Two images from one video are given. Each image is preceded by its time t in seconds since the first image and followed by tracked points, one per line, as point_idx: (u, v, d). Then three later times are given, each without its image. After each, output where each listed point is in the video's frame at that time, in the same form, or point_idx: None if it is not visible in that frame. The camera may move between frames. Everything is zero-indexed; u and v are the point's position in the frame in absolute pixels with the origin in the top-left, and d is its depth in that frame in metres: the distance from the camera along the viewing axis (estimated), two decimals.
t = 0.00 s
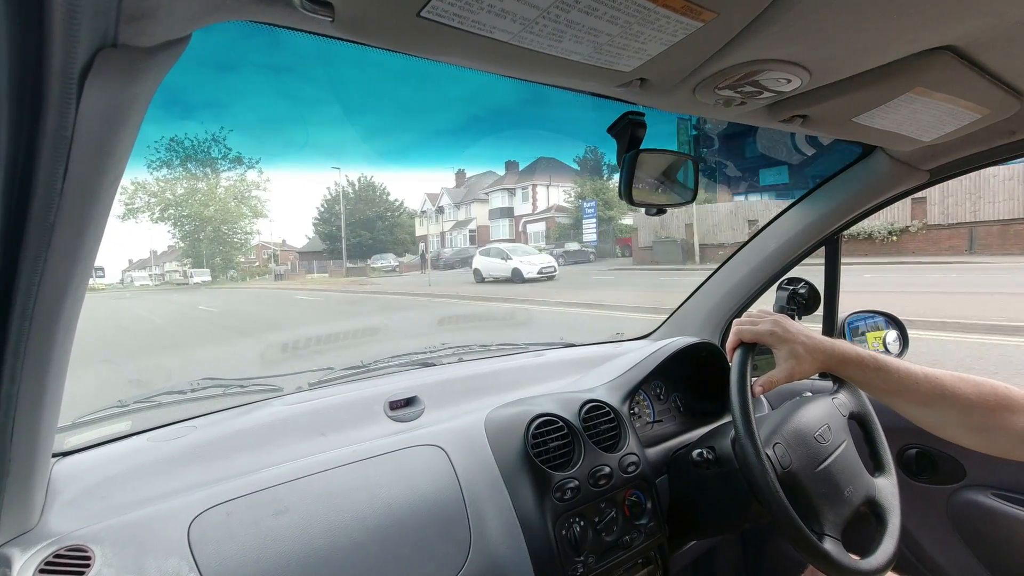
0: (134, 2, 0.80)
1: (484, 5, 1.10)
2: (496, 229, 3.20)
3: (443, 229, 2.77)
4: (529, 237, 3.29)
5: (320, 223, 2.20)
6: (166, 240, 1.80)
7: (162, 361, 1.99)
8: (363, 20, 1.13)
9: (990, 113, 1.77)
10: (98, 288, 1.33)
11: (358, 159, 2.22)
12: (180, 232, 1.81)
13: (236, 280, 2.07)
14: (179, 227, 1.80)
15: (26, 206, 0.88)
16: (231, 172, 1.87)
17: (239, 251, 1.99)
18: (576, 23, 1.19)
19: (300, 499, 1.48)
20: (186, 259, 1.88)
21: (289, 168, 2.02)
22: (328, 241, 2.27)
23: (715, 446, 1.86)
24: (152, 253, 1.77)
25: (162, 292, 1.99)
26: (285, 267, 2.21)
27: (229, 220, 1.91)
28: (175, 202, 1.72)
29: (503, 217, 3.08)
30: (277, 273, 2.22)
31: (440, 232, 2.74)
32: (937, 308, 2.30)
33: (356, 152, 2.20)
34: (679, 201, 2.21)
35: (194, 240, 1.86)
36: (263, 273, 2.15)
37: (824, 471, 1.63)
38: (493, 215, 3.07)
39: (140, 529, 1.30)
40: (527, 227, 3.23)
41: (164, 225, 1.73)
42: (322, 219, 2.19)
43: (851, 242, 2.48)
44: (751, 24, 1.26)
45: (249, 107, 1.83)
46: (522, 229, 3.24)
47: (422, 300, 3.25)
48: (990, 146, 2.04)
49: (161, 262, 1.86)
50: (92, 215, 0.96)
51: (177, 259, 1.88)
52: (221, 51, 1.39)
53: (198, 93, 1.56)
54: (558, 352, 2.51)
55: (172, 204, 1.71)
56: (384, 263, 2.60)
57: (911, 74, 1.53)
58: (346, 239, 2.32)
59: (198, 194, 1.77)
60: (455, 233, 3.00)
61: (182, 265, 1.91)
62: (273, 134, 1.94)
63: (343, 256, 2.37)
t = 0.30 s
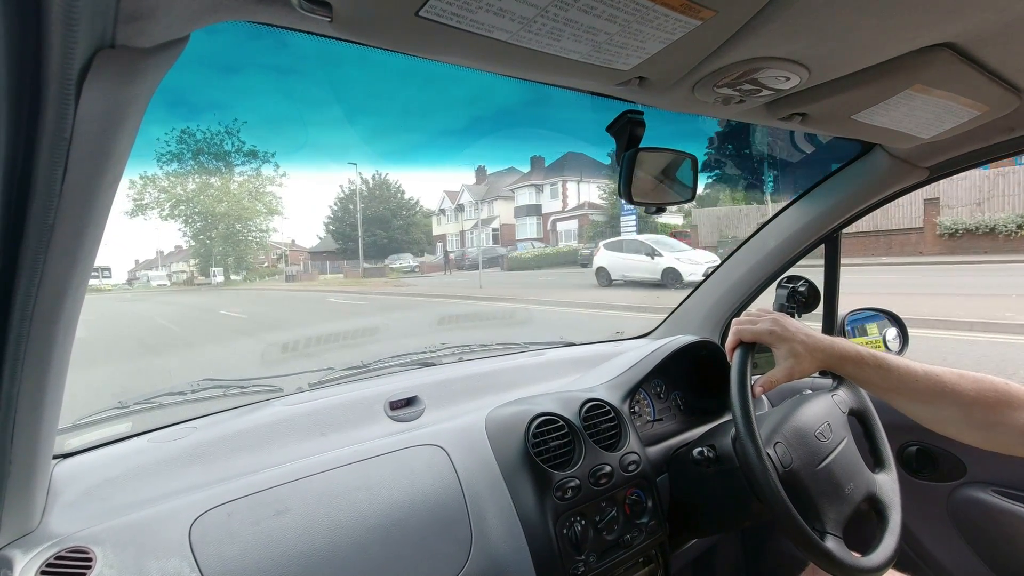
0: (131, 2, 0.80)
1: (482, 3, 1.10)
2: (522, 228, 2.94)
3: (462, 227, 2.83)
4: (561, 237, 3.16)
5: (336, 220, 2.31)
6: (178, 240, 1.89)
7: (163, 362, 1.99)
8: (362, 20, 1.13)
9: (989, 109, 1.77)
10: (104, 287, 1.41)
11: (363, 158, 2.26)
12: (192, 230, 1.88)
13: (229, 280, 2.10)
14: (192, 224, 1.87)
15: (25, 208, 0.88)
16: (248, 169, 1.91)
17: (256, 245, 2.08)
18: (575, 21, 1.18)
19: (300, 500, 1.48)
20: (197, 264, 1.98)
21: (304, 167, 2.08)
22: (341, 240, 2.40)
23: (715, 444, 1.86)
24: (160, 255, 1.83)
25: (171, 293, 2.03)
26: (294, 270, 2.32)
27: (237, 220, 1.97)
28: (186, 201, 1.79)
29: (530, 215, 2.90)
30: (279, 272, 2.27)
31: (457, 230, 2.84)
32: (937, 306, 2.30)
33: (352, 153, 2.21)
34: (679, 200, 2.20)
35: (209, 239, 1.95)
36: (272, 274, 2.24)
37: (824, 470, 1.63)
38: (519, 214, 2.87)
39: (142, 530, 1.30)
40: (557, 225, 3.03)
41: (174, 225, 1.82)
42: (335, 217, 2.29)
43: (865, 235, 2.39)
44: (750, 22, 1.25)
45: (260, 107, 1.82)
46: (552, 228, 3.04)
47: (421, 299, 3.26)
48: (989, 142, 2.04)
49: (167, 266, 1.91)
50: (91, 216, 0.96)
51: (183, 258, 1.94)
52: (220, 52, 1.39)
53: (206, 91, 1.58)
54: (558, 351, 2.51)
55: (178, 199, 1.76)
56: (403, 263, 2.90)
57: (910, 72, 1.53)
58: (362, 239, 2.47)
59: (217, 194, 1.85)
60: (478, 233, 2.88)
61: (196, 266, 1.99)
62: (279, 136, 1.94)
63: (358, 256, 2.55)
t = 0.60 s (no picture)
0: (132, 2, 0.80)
1: (482, 4, 1.10)
2: (552, 227, 3.19)
3: (485, 227, 3.07)
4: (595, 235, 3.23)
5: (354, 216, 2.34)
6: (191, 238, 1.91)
7: (163, 360, 1.99)
8: (362, 20, 1.13)
9: (989, 110, 1.77)
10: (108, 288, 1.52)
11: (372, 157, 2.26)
12: (206, 227, 1.89)
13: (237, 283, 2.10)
14: (202, 222, 1.88)
15: (25, 207, 0.88)
16: (265, 163, 1.93)
17: (279, 248, 2.16)
18: (574, 21, 1.18)
19: (300, 499, 1.48)
20: (211, 261, 1.99)
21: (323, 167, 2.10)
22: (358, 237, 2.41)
23: (715, 445, 1.86)
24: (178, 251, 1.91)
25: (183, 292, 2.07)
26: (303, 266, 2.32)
27: (251, 219, 1.97)
28: (200, 197, 1.82)
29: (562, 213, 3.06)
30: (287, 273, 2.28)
31: (478, 228, 3.02)
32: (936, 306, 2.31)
33: (357, 155, 2.20)
34: (679, 200, 2.20)
35: (226, 236, 1.94)
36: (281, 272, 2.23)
37: (823, 470, 1.63)
38: (552, 210, 3.04)
39: (141, 529, 1.30)
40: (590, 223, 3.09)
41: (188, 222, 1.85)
42: (350, 215, 2.31)
43: (889, 238, 2.33)
44: (749, 22, 1.26)
45: (273, 108, 1.89)
46: (583, 227, 3.17)
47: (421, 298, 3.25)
48: (989, 143, 2.04)
49: (175, 268, 1.96)
50: (91, 216, 0.96)
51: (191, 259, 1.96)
52: (220, 53, 1.40)
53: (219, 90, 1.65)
54: (558, 351, 2.51)
55: (190, 194, 1.79)
56: (425, 265, 2.94)
57: (909, 72, 1.53)
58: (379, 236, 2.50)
59: (234, 187, 1.85)
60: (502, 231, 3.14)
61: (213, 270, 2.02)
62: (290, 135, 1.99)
63: (375, 256, 2.58)
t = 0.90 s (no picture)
0: (130, 2, 0.80)
1: (481, 3, 1.10)
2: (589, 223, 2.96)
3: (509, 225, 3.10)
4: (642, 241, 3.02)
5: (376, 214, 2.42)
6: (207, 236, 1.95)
7: (162, 360, 1.99)
8: (361, 19, 1.13)
9: (988, 109, 1.77)
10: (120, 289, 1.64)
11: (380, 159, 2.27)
12: (223, 223, 1.93)
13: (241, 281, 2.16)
14: (223, 219, 1.92)
15: (23, 207, 0.88)
16: (285, 156, 1.93)
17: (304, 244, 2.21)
18: (573, 21, 1.19)
19: (300, 500, 1.48)
20: (221, 260, 2.05)
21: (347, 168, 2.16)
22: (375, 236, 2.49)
23: (713, 444, 1.86)
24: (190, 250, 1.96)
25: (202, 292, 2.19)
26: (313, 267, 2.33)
27: (268, 215, 2.01)
28: (217, 190, 1.86)
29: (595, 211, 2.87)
30: (298, 273, 2.29)
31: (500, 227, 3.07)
32: (934, 305, 2.31)
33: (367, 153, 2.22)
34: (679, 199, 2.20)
35: (246, 233, 2.00)
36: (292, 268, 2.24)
37: (822, 469, 1.64)
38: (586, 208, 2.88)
39: (141, 530, 1.30)
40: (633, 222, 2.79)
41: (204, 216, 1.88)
42: (368, 213, 2.36)
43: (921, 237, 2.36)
44: (748, 22, 1.26)
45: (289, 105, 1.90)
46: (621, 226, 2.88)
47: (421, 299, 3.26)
48: (987, 142, 2.05)
49: (186, 266, 2.01)
50: (90, 217, 0.96)
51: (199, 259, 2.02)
52: (217, 53, 1.39)
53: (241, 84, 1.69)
54: (557, 351, 2.51)
55: (212, 189, 1.84)
56: (450, 266, 3.10)
57: (908, 72, 1.53)
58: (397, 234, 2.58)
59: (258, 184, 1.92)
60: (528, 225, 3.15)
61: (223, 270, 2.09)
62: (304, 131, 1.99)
63: (397, 257, 2.68)
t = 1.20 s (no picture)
0: (127, 2, 0.80)
1: (479, 2, 1.10)
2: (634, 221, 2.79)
3: (538, 224, 3.44)
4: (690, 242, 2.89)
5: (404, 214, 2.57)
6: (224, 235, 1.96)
7: (162, 361, 1.99)
8: (359, 18, 1.12)
9: (986, 107, 1.78)
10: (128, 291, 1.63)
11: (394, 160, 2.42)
12: (241, 220, 1.94)
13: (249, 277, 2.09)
14: (239, 216, 1.92)
15: (22, 208, 0.88)
16: (306, 147, 2.02)
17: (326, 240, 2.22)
18: (571, 19, 1.18)
19: (300, 499, 1.48)
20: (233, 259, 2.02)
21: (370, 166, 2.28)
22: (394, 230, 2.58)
23: (713, 442, 1.86)
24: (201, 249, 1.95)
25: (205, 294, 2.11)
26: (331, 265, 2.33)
27: (287, 211, 2.03)
28: (235, 183, 1.87)
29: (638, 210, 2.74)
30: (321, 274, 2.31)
31: (531, 225, 3.41)
32: (933, 303, 2.31)
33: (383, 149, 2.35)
34: (678, 198, 2.20)
35: (267, 230, 2.00)
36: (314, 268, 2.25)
37: (822, 467, 1.64)
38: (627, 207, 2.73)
39: (141, 530, 1.30)
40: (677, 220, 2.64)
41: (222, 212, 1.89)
42: (386, 209, 2.44)
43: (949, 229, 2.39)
44: (747, 20, 1.26)
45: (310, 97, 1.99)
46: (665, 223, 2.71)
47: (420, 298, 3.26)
48: (985, 140, 2.05)
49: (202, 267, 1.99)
50: (88, 217, 0.96)
51: (212, 259, 1.99)
52: (211, 52, 1.38)
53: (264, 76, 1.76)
54: (557, 350, 2.51)
55: (232, 185, 1.86)
56: (476, 266, 3.26)
57: (906, 69, 1.53)
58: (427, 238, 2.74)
59: (275, 179, 1.94)
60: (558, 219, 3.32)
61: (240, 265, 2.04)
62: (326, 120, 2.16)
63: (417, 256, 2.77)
